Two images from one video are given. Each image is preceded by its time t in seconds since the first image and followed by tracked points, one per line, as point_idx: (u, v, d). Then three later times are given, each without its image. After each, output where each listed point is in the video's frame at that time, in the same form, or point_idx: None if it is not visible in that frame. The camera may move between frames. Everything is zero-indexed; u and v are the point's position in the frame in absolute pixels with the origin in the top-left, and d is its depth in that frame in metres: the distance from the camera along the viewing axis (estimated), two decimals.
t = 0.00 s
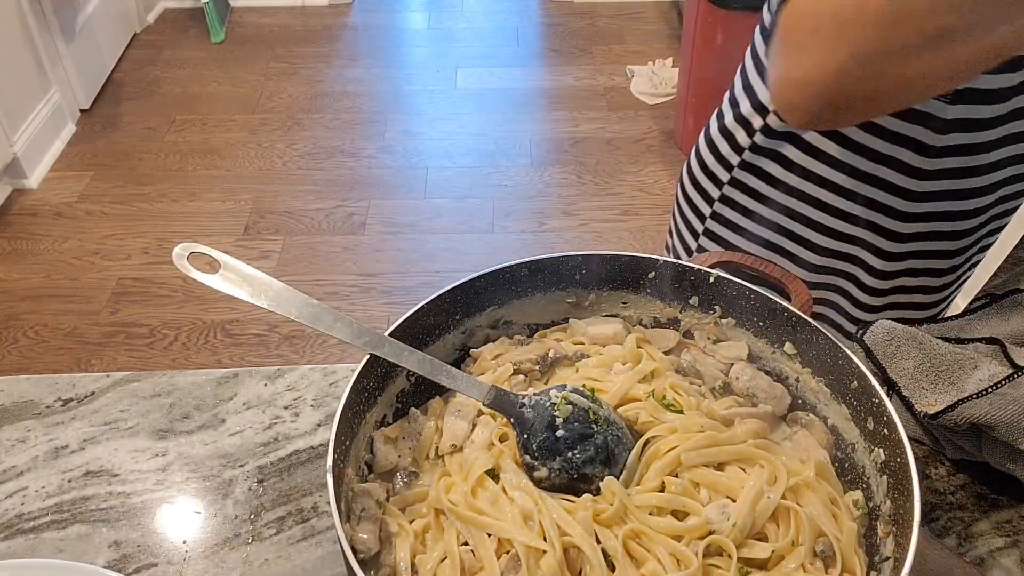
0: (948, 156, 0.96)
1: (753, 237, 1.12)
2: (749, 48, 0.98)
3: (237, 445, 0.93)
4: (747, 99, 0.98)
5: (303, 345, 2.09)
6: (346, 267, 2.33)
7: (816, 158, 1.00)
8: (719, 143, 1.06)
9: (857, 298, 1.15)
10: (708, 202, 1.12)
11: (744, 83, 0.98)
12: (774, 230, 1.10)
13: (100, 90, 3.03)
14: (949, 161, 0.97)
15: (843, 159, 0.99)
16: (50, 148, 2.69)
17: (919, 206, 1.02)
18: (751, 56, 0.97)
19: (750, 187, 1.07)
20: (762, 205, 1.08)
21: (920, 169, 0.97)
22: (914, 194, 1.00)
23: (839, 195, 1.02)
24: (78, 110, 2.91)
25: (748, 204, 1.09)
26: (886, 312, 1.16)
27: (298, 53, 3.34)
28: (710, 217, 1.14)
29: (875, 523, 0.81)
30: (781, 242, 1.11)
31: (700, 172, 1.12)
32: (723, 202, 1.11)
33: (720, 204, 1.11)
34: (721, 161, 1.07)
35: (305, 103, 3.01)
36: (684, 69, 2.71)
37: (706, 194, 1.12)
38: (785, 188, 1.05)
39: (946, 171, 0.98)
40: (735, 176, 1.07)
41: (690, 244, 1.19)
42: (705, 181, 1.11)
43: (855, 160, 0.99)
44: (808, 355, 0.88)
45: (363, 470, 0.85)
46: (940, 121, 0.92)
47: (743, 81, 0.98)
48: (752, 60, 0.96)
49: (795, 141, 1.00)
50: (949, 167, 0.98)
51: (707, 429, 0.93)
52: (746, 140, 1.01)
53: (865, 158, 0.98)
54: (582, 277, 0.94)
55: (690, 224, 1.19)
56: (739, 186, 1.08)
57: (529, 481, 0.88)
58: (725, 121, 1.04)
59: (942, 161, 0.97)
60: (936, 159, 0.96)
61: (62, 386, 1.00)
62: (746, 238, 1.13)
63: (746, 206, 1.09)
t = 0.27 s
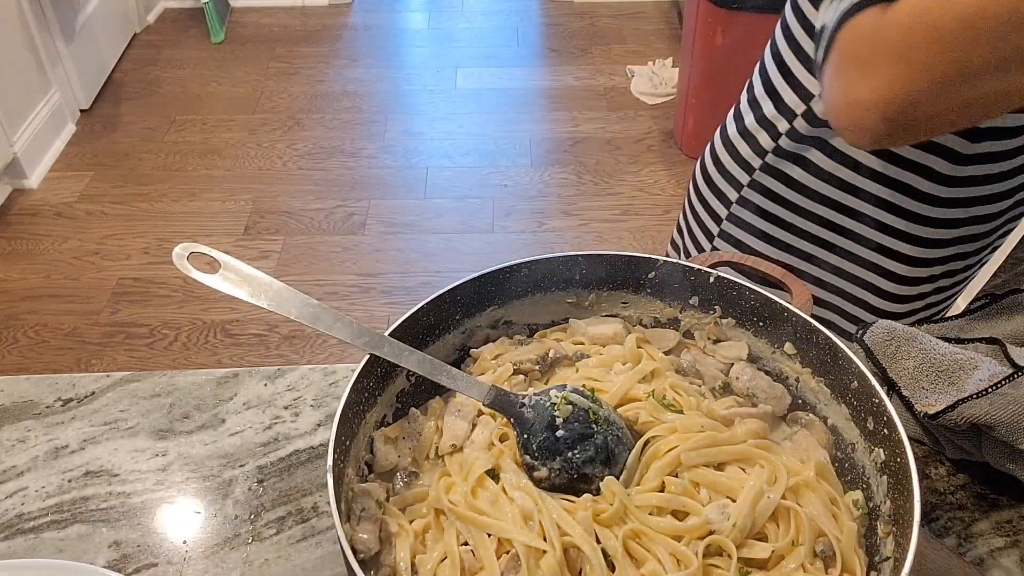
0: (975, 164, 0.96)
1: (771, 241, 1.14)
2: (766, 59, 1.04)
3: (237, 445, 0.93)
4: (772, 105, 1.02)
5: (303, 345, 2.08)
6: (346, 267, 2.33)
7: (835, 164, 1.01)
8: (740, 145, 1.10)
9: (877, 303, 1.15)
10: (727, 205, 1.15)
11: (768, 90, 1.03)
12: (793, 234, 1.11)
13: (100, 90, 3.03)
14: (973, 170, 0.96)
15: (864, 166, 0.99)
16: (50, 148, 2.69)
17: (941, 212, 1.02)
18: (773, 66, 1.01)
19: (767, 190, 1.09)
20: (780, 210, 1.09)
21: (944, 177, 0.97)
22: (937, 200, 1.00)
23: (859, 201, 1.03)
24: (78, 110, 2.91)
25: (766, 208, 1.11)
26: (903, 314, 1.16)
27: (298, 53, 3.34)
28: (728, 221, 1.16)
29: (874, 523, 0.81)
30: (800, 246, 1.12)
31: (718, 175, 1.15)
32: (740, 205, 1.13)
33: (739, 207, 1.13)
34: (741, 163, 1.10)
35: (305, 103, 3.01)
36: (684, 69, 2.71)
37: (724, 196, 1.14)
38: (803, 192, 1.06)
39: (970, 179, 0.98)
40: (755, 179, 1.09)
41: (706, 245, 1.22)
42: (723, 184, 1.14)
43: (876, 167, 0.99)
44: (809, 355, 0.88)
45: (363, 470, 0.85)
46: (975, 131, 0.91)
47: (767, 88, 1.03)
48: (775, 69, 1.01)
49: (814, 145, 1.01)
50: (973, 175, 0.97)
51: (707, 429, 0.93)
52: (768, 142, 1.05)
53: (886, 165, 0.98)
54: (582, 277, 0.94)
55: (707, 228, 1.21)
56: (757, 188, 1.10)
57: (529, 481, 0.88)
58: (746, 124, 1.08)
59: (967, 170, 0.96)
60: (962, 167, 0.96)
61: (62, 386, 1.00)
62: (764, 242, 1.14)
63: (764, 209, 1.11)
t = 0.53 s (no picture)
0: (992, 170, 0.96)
1: (783, 245, 1.14)
2: (780, 61, 1.03)
3: (236, 445, 0.93)
4: (786, 110, 1.02)
5: (303, 345, 2.09)
6: (346, 267, 2.33)
7: (851, 169, 1.01)
8: (751, 149, 1.10)
9: (884, 306, 1.15)
10: (736, 209, 1.15)
11: (782, 93, 1.02)
12: (805, 238, 1.11)
13: (100, 91, 3.04)
14: (989, 176, 0.97)
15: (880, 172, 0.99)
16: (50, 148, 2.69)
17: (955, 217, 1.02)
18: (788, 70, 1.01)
19: (780, 193, 1.10)
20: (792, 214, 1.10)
21: (960, 183, 0.97)
22: (951, 205, 1.00)
23: (874, 207, 1.03)
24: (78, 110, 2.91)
25: (779, 212, 1.11)
26: (913, 318, 1.16)
27: (298, 53, 3.34)
28: (738, 224, 1.16)
29: (875, 524, 0.81)
30: (812, 249, 1.12)
31: (727, 177, 1.15)
32: (751, 208, 1.13)
33: (749, 210, 1.13)
34: (752, 166, 1.10)
35: (305, 103, 3.01)
36: (684, 69, 2.71)
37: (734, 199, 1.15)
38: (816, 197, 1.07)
39: (986, 184, 0.98)
40: (768, 183, 1.10)
41: (712, 247, 1.22)
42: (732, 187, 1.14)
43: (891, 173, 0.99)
44: (808, 355, 0.88)
45: (363, 470, 0.85)
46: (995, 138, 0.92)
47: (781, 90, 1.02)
48: (790, 72, 1.00)
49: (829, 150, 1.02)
50: (989, 181, 0.98)
51: (708, 429, 0.93)
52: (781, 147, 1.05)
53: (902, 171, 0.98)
54: (582, 277, 0.94)
55: (715, 231, 1.21)
56: (769, 192, 1.10)
57: (529, 481, 0.88)
58: (758, 127, 1.08)
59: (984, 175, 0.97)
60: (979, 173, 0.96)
61: (62, 385, 1.00)
62: (776, 246, 1.15)
63: (776, 213, 1.11)
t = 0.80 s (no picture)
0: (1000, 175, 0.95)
1: (787, 245, 1.14)
2: (784, 63, 1.03)
3: (237, 445, 0.93)
4: (792, 112, 1.02)
5: (303, 344, 2.09)
6: (346, 267, 2.33)
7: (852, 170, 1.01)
8: (755, 150, 1.09)
9: (884, 307, 1.15)
10: (739, 210, 1.15)
11: (787, 95, 1.02)
12: (809, 238, 1.11)
13: (100, 91, 3.04)
14: (997, 180, 0.96)
15: (885, 174, 0.99)
16: (49, 148, 2.69)
17: (961, 220, 1.02)
18: (793, 72, 1.01)
19: (784, 194, 1.10)
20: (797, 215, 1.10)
21: (967, 188, 0.97)
22: (958, 209, 1.00)
23: (874, 207, 1.03)
24: (78, 110, 2.91)
25: (783, 212, 1.11)
26: (916, 319, 1.16)
27: (298, 53, 3.34)
28: (740, 224, 1.16)
29: (875, 523, 0.81)
30: (816, 250, 1.12)
31: (730, 178, 1.15)
32: (754, 209, 1.13)
33: (752, 211, 1.13)
34: (756, 168, 1.10)
35: (305, 103, 3.01)
36: (684, 69, 2.71)
37: (736, 200, 1.14)
38: (822, 198, 1.06)
39: (994, 189, 0.97)
40: (769, 184, 1.10)
41: (712, 247, 1.22)
42: (735, 188, 1.14)
43: (898, 176, 0.99)
44: (808, 355, 0.88)
45: (363, 470, 0.85)
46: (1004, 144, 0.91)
47: (785, 92, 1.02)
48: (794, 73, 1.00)
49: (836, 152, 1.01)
50: (996, 186, 0.97)
51: (708, 429, 0.93)
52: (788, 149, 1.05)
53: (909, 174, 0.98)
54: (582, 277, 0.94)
55: (716, 231, 1.20)
56: (773, 193, 1.10)
57: (529, 481, 0.88)
58: (762, 129, 1.08)
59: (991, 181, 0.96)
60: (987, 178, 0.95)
61: (62, 385, 1.00)
62: (779, 246, 1.15)
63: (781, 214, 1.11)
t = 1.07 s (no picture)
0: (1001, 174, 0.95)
1: (784, 245, 1.14)
2: (782, 63, 1.03)
3: (237, 445, 0.93)
4: (791, 112, 1.02)
5: (303, 345, 2.09)
6: (346, 267, 2.33)
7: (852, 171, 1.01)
8: (753, 151, 1.09)
9: (884, 307, 1.15)
10: (737, 210, 1.15)
11: (785, 95, 1.02)
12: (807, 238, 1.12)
13: (100, 91, 3.04)
14: (997, 180, 0.96)
15: (885, 175, 0.99)
16: (49, 148, 2.69)
17: (960, 221, 1.01)
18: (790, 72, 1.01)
19: (782, 194, 1.10)
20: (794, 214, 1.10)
21: (967, 187, 0.96)
22: (957, 209, 0.99)
23: (873, 207, 1.03)
24: (78, 110, 2.91)
25: (780, 212, 1.11)
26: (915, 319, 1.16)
27: (298, 53, 3.34)
28: (738, 224, 1.16)
29: (875, 523, 0.81)
30: (813, 249, 1.13)
31: (727, 178, 1.15)
32: (752, 209, 1.13)
33: (751, 211, 1.14)
34: (754, 168, 1.10)
35: (305, 103, 3.01)
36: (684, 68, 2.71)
37: (735, 200, 1.14)
38: (818, 197, 1.07)
39: (993, 188, 0.97)
40: (769, 184, 1.10)
41: (711, 247, 1.22)
42: (733, 188, 1.14)
43: (895, 176, 0.99)
44: (808, 355, 0.88)
45: (363, 470, 0.85)
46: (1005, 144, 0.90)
47: (783, 90, 1.02)
48: (793, 73, 1.00)
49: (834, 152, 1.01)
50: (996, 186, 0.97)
51: (708, 429, 0.93)
52: (786, 148, 1.05)
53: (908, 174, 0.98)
54: (582, 277, 0.94)
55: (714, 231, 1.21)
56: (771, 193, 1.10)
57: (529, 481, 0.88)
58: (760, 129, 1.08)
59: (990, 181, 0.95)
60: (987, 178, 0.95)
61: (62, 385, 1.00)
62: (776, 246, 1.15)
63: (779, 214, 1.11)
